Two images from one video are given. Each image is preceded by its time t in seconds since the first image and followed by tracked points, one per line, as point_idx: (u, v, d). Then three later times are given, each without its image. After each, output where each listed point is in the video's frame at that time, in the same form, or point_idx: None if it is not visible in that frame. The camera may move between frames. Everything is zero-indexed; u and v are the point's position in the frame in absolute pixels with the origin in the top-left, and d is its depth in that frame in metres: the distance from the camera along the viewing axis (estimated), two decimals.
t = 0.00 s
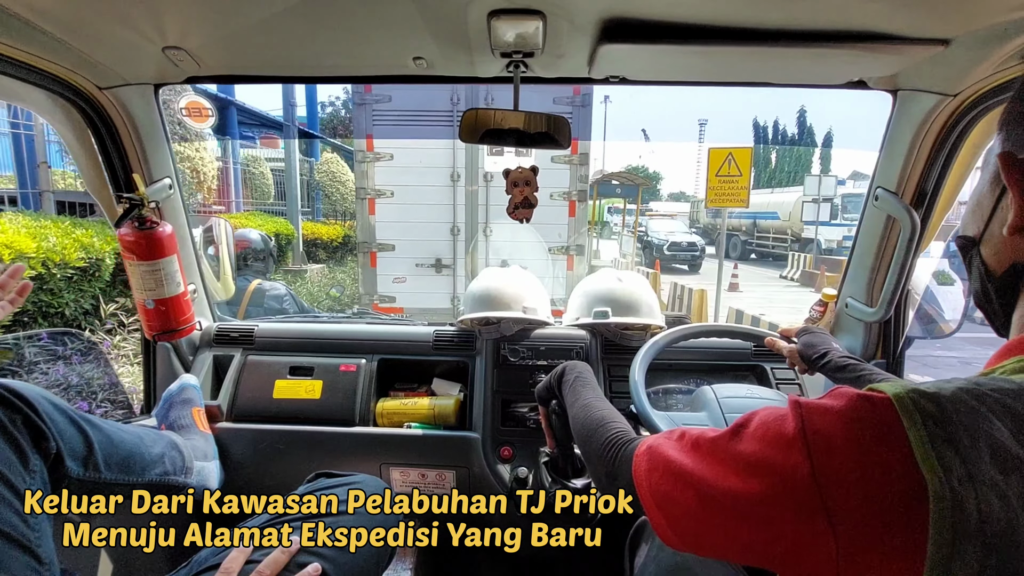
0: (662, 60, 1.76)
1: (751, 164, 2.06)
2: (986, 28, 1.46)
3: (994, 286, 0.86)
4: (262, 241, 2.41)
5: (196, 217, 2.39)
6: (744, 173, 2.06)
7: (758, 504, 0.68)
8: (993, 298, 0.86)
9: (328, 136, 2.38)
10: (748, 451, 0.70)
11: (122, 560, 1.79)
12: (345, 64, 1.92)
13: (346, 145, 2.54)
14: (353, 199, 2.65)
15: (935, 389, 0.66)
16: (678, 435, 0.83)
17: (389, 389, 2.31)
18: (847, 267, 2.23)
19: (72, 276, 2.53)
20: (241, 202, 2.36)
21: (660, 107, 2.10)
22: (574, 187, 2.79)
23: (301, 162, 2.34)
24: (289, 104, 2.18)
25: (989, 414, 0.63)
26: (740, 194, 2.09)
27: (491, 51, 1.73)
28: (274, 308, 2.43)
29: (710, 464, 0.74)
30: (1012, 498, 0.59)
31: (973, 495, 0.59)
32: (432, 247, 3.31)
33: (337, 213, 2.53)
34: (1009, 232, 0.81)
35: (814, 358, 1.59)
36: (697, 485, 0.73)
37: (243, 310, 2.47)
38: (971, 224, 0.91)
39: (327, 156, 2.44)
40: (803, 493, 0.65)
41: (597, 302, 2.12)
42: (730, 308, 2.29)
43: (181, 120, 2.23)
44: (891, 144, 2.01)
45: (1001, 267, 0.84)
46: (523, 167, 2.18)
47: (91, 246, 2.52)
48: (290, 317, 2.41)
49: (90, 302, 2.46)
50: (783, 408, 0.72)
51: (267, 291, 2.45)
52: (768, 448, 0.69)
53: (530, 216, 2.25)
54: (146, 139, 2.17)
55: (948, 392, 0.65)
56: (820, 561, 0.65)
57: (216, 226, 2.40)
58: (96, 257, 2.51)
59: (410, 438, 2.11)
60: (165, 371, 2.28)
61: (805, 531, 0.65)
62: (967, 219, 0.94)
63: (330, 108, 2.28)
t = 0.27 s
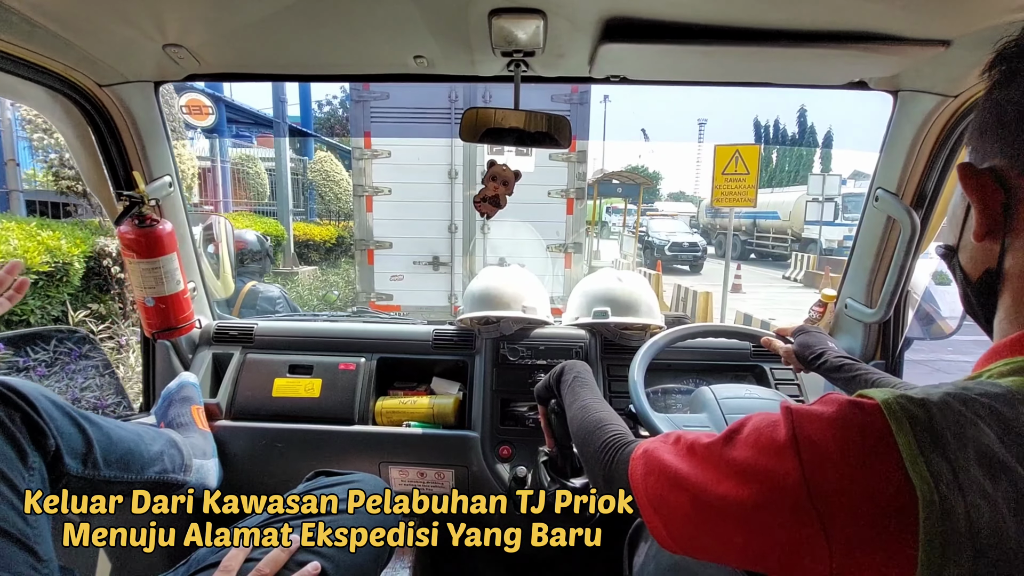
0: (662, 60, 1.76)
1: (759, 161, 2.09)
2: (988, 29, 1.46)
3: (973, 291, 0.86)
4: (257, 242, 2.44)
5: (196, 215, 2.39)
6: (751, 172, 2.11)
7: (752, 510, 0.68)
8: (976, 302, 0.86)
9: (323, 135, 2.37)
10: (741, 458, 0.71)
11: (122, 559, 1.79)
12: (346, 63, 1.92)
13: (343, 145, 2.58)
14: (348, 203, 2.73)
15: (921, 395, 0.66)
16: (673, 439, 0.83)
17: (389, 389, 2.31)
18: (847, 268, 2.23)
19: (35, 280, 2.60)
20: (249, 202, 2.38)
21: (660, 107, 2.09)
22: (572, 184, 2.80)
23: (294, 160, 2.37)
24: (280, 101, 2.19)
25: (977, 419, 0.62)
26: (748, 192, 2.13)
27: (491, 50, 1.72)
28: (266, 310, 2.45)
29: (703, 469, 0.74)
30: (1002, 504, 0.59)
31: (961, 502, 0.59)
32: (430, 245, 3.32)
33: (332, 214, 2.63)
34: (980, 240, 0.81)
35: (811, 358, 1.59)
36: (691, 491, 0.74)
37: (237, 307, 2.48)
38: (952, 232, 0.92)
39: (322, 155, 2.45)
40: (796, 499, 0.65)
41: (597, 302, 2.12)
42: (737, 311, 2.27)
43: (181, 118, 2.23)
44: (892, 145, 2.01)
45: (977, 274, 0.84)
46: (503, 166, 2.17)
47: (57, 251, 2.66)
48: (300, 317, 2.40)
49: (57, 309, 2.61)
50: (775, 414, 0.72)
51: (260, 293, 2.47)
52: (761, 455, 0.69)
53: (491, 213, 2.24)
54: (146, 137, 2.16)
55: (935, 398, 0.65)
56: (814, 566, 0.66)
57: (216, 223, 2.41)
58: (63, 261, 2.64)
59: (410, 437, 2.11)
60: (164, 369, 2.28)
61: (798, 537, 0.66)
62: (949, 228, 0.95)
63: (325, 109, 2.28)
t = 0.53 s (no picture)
0: (662, 60, 1.76)
1: (766, 159, 2.09)
2: (986, 29, 1.46)
3: (985, 292, 0.86)
4: (262, 241, 2.43)
5: (195, 216, 2.38)
6: (759, 171, 2.09)
7: (759, 502, 0.68)
8: (987, 303, 0.86)
9: (320, 134, 2.34)
10: (750, 450, 0.71)
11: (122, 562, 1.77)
12: (345, 63, 1.92)
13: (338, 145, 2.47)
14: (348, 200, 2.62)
15: (936, 387, 0.67)
16: (679, 434, 0.83)
17: (388, 389, 2.31)
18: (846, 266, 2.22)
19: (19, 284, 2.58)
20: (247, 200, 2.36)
21: (660, 107, 2.10)
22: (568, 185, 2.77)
23: (288, 159, 2.35)
24: (272, 98, 2.17)
25: (990, 411, 0.63)
26: (756, 190, 2.11)
27: (491, 50, 1.73)
28: (266, 309, 2.45)
29: (711, 463, 0.74)
30: (1015, 494, 0.59)
31: (976, 491, 0.59)
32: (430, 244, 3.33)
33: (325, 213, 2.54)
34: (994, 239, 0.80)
35: (812, 358, 1.58)
36: (698, 484, 0.74)
37: (237, 307, 2.48)
38: (963, 234, 0.92)
39: (315, 153, 2.38)
40: (806, 491, 0.65)
41: (597, 302, 2.12)
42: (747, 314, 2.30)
43: (180, 118, 2.22)
44: (891, 145, 2.01)
45: (990, 274, 0.84)
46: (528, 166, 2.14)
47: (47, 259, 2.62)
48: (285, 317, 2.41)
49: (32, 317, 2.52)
50: (785, 407, 0.72)
51: (261, 292, 2.47)
52: (770, 447, 0.69)
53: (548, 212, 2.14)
54: (145, 137, 2.16)
55: (950, 390, 0.66)
56: (821, 560, 0.65)
57: (215, 224, 2.40)
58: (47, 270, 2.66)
59: (410, 437, 2.10)
60: (163, 369, 2.28)
61: (806, 529, 0.65)
62: (960, 230, 0.95)
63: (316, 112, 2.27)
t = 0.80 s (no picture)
0: (662, 59, 1.75)
1: (772, 157, 2.06)
2: (988, 28, 1.45)
3: (989, 292, 0.85)
4: (266, 242, 2.46)
5: (195, 216, 2.38)
6: (765, 169, 2.07)
7: (758, 505, 0.68)
8: (990, 304, 0.86)
9: (316, 133, 2.41)
10: (749, 452, 0.71)
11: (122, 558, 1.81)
12: (345, 62, 1.91)
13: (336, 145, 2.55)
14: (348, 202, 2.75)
15: (936, 390, 0.66)
16: (678, 435, 0.83)
17: (388, 388, 2.31)
18: (847, 265, 2.22)
19: None
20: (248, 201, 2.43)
21: (660, 106, 2.10)
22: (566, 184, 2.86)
23: (284, 158, 2.45)
24: (266, 95, 2.17)
25: (990, 415, 0.63)
26: (763, 189, 2.09)
27: (491, 49, 1.72)
28: (267, 308, 2.43)
29: (710, 465, 0.74)
30: (1016, 498, 0.59)
31: (976, 494, 0.59)
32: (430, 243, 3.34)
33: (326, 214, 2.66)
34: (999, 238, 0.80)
35: (812, 358, 1.59)
36: (698, 485, 0.74)
37: (239, 308, 2.48)
38: (966, 234, 0.92)
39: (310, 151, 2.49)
40: (806, 493, 0.65)
41: (597, 301, 2.12)
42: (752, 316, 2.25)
43: (180, 117, 2.22)
44: (891, 144, 2.01)
45: (994, 273, 0.84)
46: (507, 166, 2.20)
47: None
48: (294, 318, 2.39)
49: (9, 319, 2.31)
50: (784, 408, 0.72)
51: (263, 291, 2.46)
52: (769, 449, 0.69)
53: (503, 214, 2.25)
54: (146, 137, 2.16)
55: (949, 393, 0.65)
56: (820, 562, 0.66)
57: (216, 223, 2.40)
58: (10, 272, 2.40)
59: (410, 437, 2.11)
60: (164, 368, 2.28)
61: (805, 532, 0.65)
62: (962, 230, 0.95)
63: (314, 113, 2.36)
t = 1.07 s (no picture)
0: (661, 58, 1.76)
1: (781, 156, 2.06)
2: (987, 26, 1.46)
3: (991, 292, 0.85)
4: (270, 242, 2.41)
5: (195, 216, 2.38)
6: (772, 167, 2.08)
7: (759, 502, 0.68)
8: (992, 302, 0.86)
9: (314, 133, 2.27)
10: (750, 449, 0.71)
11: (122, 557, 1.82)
12: (345, 62, 1.92)
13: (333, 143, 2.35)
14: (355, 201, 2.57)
15: (937, 387, 0.67)
16: (678, 433, 0.83)
17: (388, 387, 2.31)
18: (846, 264, 2.22)
19: None
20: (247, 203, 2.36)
21: (660, 106, 2.10)
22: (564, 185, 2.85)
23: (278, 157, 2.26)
24: (257, 91, 2.15)
25: (992, 412, 0.63)
26: (770, 189, 2.11)
27: (490, 49, 1.72)
28: (271, 307, 2.44)
29: (711, 462, 0.74)
30: (1017, 495, 0.59)
31: (977, 491, 0.59)
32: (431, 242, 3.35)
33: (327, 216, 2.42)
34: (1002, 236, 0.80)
35: (811, 357, 1.59)
36: (698, 483, 0.74)
37: (242, 310, 2.46)
38: (965, 231, 0.92)
39: (306, 150, 2.28)
40: (806, 490, 0.65)
41: (597, 300, 2.12)
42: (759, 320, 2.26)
43: (180, 117, 2.22)
44: (890, 143, 2.01)
45: (996, 272, 0.84)
46: (512, 165, 2.19)
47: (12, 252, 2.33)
48: (293, 317, 2.40)
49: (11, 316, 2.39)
50: (786, 405, 0.72)
51: (268, 291, 2.45)
52: (771, 446, 0.69)
53: (515, 215, 2.23)
54: (145, 138, 2.17)
55: (950, 390, 0.66)
56: (821, 560, 0.65)
57: (215, 224, 2.39)
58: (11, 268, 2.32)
59: (410, 436, 2.11)
60: (163, 368, 2.28)
61: (806, 530, 0.65)
62: (961, 227, 0.95)
63: (312, 112, 2.24)
